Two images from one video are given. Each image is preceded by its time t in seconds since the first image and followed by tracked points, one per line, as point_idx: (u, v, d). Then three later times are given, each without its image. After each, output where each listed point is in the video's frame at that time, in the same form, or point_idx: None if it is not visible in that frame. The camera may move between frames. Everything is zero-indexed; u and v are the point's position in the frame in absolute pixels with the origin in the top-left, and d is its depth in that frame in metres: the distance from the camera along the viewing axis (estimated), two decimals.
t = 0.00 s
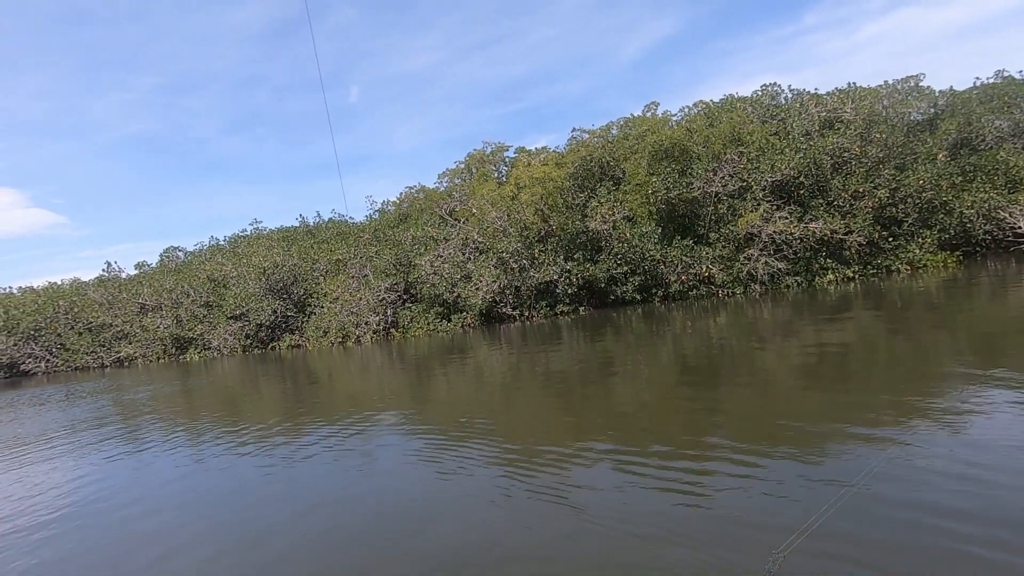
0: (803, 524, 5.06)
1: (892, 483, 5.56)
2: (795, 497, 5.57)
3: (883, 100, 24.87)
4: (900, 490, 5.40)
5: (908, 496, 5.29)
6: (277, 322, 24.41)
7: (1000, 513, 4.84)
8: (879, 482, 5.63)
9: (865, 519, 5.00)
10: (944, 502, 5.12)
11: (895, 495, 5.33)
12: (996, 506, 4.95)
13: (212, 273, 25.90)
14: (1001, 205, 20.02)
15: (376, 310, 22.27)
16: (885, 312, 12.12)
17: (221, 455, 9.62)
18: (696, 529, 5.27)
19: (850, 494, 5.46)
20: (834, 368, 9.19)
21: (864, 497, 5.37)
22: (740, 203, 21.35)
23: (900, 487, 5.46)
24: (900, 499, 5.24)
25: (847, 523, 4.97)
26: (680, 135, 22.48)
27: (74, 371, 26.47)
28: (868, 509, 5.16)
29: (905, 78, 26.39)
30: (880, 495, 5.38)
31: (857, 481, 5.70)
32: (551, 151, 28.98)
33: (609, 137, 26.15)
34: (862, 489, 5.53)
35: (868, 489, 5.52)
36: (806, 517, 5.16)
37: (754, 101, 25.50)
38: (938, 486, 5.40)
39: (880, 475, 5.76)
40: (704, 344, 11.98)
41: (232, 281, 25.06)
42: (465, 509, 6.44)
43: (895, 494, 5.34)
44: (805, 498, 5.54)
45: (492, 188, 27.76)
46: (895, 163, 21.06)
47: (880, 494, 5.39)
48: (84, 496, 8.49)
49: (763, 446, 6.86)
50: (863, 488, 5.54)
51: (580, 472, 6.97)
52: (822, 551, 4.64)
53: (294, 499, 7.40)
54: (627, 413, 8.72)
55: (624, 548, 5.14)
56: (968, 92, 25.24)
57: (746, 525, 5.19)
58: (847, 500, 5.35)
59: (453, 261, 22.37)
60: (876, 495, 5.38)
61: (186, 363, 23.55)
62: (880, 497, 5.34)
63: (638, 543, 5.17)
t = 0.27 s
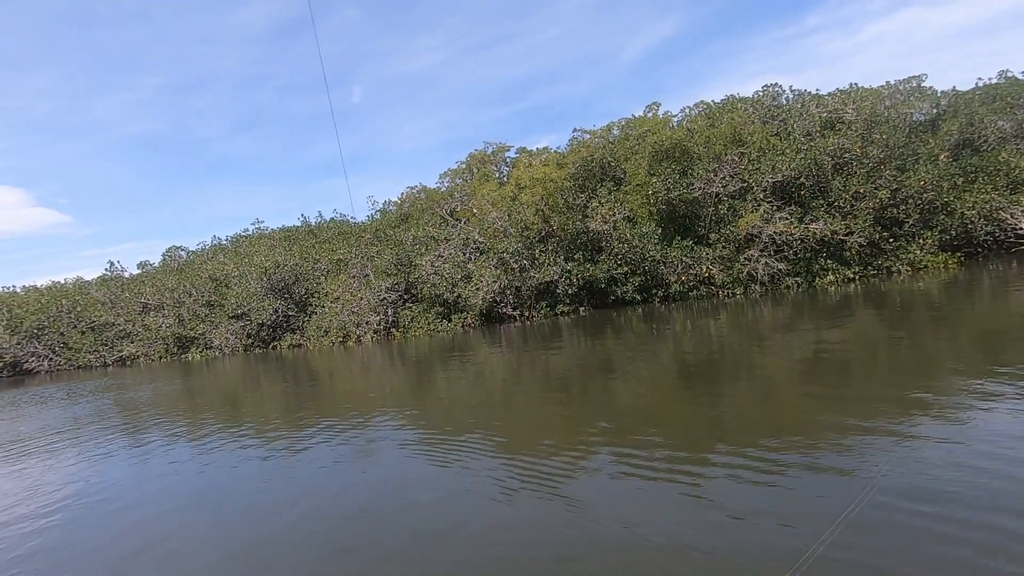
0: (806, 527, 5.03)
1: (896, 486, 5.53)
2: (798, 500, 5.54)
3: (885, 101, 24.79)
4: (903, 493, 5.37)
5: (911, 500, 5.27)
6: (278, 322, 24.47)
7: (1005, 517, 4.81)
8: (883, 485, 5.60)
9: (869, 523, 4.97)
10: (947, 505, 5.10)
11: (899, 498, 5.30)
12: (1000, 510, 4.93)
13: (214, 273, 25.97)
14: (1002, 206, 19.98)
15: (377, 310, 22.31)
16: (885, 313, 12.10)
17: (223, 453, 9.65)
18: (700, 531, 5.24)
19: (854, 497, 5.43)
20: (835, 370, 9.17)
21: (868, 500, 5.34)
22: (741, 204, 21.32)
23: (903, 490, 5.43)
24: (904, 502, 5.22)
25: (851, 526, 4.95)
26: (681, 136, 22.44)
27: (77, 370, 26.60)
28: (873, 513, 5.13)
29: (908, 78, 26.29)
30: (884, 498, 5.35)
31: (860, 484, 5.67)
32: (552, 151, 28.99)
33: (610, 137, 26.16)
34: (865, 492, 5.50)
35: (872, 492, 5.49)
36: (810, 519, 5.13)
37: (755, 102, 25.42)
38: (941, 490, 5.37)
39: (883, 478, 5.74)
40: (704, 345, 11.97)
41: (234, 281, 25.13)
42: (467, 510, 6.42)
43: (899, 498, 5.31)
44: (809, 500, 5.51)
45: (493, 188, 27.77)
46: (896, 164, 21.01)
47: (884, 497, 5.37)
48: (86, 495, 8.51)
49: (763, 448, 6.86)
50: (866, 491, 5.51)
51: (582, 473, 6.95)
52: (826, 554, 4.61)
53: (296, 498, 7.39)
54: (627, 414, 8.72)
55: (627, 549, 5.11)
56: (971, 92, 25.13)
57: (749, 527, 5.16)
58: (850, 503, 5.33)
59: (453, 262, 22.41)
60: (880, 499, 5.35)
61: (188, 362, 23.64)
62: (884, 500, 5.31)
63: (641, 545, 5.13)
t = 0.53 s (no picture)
0: (806, 527, 5.02)
1: (894, 486, 5.54)
2: (798, 500, 5.53)
3: (887, 101, 24.73)
4: (902, 494, 5.37)
5: (909, 500, 5.27)
6: (280, 320, 24.53)
7: (1003, 517, 4.81)
8: (881, 485, 5.60)
9: (867, 522, 4.97)
10: (945, 505, 5.10)
11: (897, 498, 5.30)
12: (998, 510, 4.93)
13: (216, 272, 26.04)
14: (1004, 207, 19.95)
15: (378, 309, 22.35)
16: (885, 314, 12.10)
17: (224, 451, 9.69)
18: (700, 530, 5.23)
19: (853, 497, 5.43)
20: (834, 371, 9.18)
21: (867, 500, 5.34)
22: (742, 204, 21.29)
23: (901, 491, 5.44)
24: (902, 503, 5.21)
25: (850, 526, 4.94)
26: (682, 136, 22.35)
27: (80, 368, 26.70)
28: (871, 512, 5.13)
29: (910, 78, 26.20)
30: (883, 498, 5.35)
31: (860, 484, 5.66)
32: (553, 151, 29.01)
33: (611, 137, 26.17)
34: (864, 492, 5.50)
35: (871, 492, 5.48)
36: (809, 519, 5.13)
37: (756, 102, 25.31)
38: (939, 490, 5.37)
39: (882, 479, 5.74)
40: (704, 345, 11.97)
41: (236, 280, 25.19)
42: (467, 508, 6.41)
43: (897, 498, 5.31)
44: (808, 500, 5.49)
45: (494, 187, 27.78)
46: (898, 165, 20.97)
47: (882, 497, 5.37)
48: (87, 492, 8.55)
49: (761, 447, 6.88)
50: (865, 491, 5.51)
51: (581, 472, 6.95)
52: (825, 554, 4.60)
53: (296, 496, 7.40)
54: (625, 414, 8.74)
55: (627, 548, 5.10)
56: (973, 93, 25.06)
57: (750, 527, 5.15)
58: (850, 503, 5.32)
59: (454, 261, 22.43)
60: (878, 499, 5.35)
61: (189, 361, 23.72)
62: (883, 500, 5.31)
63: (641, 543, 5.13)
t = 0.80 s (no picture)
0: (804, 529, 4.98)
1: (892, 488, 5.50)
2: (797, 500, 5.52)
3: (890, 102, 24.66)
4: (899, 495, 5.33)
5: (905, 502, 5.23)
6: (280, 317, 24.58)
7: (1001, 520, 4.77)
8: (880, 486, 5.55)
9: (865, 523, 4.93)
10: (942, 507, 5.06)
11: (895, 500, 5.26)
12: (997, 513, 4.88)
13: (217, 268, 26.09)
14: (1005, 209, 19.89)
15: (377, 307, 22.38)
16: (885, 316, 12.05)
17: (221, 447, 9.70)
18: (698, 532, 5.19)
19: (851, 498, 5.39)
20: (833, 372, 9.14)
21: (865, 501, 5.30)
22: (742, 204, 21.25)
23: (899, 492, 5.40)
24: (900, 505, 5.17)
25: (848, 528, 4.90)
26: (682, 136, 22.30)
27: (81, 362, 26.79)
28: (869, 513, 5.08)
29: (913, 79, 26.11)
30: (881, 499, 5.31)
31: (858, 485, 5.62)
32: (553, 150, 29.01)
33: (612, 137, 26.16)
34: (862, 493, 5.46)
35: (869, 493, 5.44)
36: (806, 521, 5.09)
37: (756, 102, 25.08)
38: (937, 492, 5.33)
39: (880, 480, 5.69)
40: (702, 345, 11.94)
41: (236, 276, 25.23)
42: (463, 507, 6.38)
43: (896, 499, 5.26)
44: (807, 501, 5.45)
45: (495, 186, 27.78)
46: (900, 166, 20.93)
47: (880, 498, 5.32)
48: (84, 486, 8.56)
49: (758, 447, 6.87)
50: (864, 493, 5.46)
51: (579, 472, 6.91)
52: (823, 556, 4.56)
53: (292, 493, 7.38)
54: (622, 414, 8.73)
55: (624, 550, 5.05)
56: (977, 94, 24.96)
57: (747, 529, 5.11)
58: (848, 503, 5.32)
59: (454, 259, 22.44)
60: (875, 500, 5.31)
61: (190, 356, 23.79)
62: (881, 502, 5.27)
63: (638, 544, 5.08)
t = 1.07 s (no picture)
0: (804, 532, 4.97)
1: (890, 489, 5.53)
2: (795, 500, 5.56)
3: (892, 104, 24.63)
4: (899, 499, 5.34)
5: (905, 506, 5.23)
6: (279, 313, 24.61)
7: (999, 526, 4.77)
8: (880, 490, 5.55)
9: (865, 527, 4.93)
10: (939, 512, 5.08)
11: (894, 504, 5.27)
12: (995, 518, 4.89)
13: (217, 264, 26.12)
14: (1005, 213, 19.88)
15: (377, 304, 22.42)
16: (883, 318, 12.06)
17: (221, 442, 9.73)
18: (699, 534, 5.18)
19: (851, 503, 5.38)
20: (830, 374, 9.16)
21: (864, 505, 5.30)
22: (742, 206, 21.25)
23: (896, 496, 5.41)
24: (899, 509, 5.18)
25: (847, 532, 4.90)
26: (683, 137, 22.22)
27: (80, 356, 26.83)
28: (869, 518, 5.08)
29: (915, 82, 26.07)
30: (880, 504, 5.31)
31: (856, 488, 5.62)
32: (553, 149, 29.01)
33: (612, 137, 26.17)
34: (861, 497, 5.46)
35: (870, 498, 5.43)
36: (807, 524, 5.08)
37: (757, 103, 24.88)
38: (934, 495, 5.37)
39: (881, 483, 5.69)
40: (700, 346, 11.96)
41: (236, 272, 25.26)
42: (462, 506, 6.37)
43: (892, 501, 5.30)
44: (805, 505, 5.44)
45: (495, 184, 27.77)
46: (900, 169, 20.94)
47: (881, 503, 5.32)
48: (84, 481, 8.58)
49: (755, 449, 6.89)
50: (861, 494, 5.49)
51: (577, 473, 6.91)
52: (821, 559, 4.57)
53: (291, 491, 7.36)
54: (620, 413, 8.74)
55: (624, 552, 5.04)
56: (979, 97, 24.92)
57: (746, 531, 5.11)
58: (845, 504, 5.35)
59: (453, 257, 22.46)
60: (874, 504, 5.31)
61: (189, 351, 23.85)
62: (881, 506, 5.26)
63: (638, 544, 5.11)
